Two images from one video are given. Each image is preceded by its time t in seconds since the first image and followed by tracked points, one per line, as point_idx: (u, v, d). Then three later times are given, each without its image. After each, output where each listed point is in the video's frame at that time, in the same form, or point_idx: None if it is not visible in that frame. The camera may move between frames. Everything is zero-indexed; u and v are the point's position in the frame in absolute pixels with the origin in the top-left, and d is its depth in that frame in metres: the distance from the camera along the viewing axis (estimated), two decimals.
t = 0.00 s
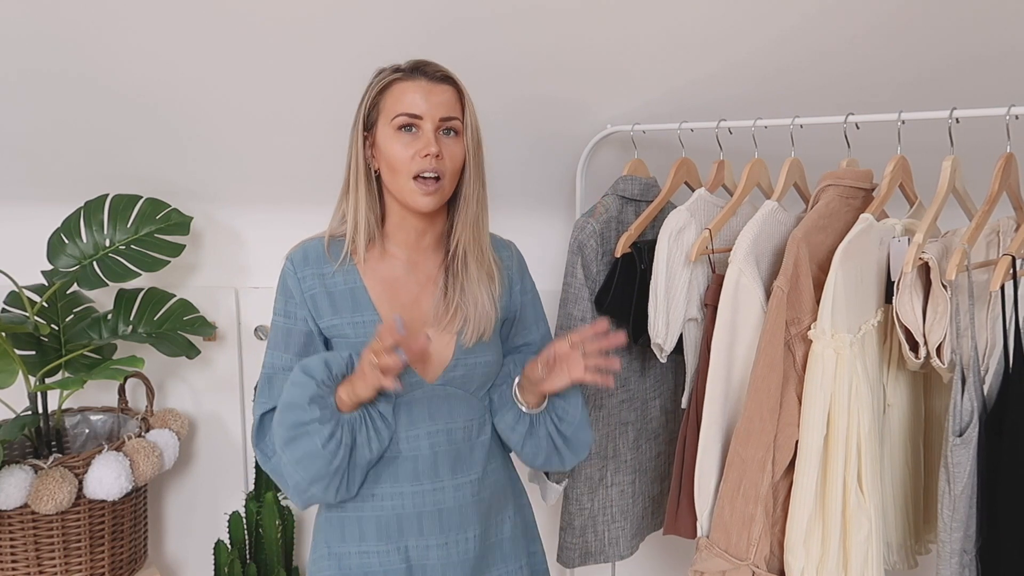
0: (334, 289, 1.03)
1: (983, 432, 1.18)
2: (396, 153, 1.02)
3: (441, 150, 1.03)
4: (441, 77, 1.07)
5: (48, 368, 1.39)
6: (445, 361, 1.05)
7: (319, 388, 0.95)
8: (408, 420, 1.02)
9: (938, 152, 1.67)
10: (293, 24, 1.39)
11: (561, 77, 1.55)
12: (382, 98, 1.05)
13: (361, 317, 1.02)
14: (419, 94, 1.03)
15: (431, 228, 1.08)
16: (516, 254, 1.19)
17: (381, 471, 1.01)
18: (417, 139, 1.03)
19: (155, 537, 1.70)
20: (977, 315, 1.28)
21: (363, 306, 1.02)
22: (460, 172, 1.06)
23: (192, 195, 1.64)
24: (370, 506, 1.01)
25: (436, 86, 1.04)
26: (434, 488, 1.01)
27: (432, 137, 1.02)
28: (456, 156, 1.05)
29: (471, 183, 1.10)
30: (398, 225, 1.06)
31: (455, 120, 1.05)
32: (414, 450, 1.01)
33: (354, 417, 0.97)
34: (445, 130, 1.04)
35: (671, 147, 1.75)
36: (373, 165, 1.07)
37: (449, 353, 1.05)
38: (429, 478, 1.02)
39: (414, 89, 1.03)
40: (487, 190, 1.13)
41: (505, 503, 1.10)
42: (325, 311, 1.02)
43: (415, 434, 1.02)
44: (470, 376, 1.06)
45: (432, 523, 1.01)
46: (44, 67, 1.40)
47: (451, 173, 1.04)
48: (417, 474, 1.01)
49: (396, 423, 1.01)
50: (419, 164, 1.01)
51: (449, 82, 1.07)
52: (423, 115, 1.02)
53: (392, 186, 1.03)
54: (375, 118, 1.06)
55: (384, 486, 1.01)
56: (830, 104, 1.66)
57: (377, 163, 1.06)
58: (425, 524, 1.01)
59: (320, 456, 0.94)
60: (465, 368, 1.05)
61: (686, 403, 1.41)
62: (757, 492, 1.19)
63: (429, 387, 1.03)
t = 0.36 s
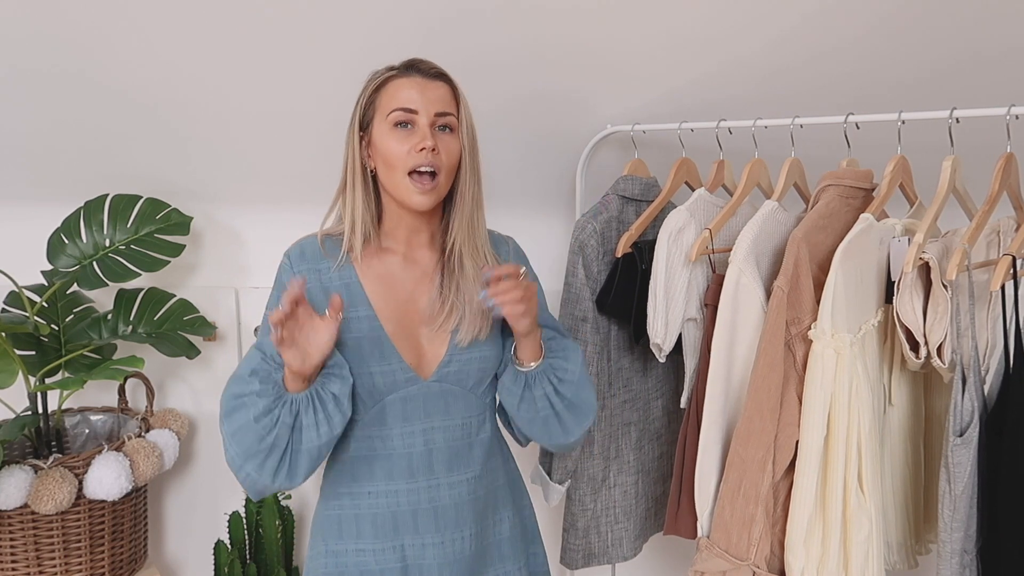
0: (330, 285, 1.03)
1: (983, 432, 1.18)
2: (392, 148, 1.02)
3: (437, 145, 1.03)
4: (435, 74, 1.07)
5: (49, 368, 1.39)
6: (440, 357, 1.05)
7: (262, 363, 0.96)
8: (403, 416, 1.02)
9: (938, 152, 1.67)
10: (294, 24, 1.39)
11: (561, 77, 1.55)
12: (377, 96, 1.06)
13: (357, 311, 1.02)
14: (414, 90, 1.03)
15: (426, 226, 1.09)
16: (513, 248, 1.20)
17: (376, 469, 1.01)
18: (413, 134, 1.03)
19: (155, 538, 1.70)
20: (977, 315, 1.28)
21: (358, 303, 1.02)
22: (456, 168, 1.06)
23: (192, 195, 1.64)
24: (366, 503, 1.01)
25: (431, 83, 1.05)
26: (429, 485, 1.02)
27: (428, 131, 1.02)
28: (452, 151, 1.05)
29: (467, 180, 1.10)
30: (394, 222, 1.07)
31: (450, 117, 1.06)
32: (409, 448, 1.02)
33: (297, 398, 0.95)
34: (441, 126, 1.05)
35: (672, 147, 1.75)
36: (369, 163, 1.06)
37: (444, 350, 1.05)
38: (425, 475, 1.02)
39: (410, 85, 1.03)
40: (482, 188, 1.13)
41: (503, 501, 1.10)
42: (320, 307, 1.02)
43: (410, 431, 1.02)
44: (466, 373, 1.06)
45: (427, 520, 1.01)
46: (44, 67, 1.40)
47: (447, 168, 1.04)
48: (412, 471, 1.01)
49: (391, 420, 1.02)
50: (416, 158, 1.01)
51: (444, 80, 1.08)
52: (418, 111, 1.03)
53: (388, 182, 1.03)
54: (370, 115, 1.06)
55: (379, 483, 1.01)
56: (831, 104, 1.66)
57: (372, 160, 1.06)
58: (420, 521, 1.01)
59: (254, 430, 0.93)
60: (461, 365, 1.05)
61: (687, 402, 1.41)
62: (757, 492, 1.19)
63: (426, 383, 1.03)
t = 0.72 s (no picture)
0: (324, 287, 1.05)
1: (984, 433, 1.18)
2: (383, 149, 1.02)
3: (428, 146, 1.02)
4: (430, 75, 1.07)
5: (48, 368, 1.39)
6: (433, 358, 1.05)
7: (257, 404, 0.98)
8: (395, 418, 1.03)
9: (938, 152, 1.67)
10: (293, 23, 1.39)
11: (562, 77, 1.54)
12: (373, 97, 1.06)
13: (350, 314, 1.03)
14: (407, 91, 1.03)
15: (422, 226, 1.08)
16: (514, 248, 1.18)
17: (369, 469, 1.03)
18: (405, 135, 1.03)
19: (156, 538, 1.70)
20: (978, 316, 1.28)
21: (351, 304, 1.04)
22: (449, 169, 1.05)
23: (192, 195, 1.63)
24: (359, 504, 1.02)
25: (425, 84, 1.05)
26: (421, 487, 1.02)
27: (419, 133, 1.02)
28: (443, 153, 1.04)
29: (462, 181, 1.08)
30: (389, 222, 1.07)
31: (444, 118, 1.05)
32: (402, 449, 1.02)
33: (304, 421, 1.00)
34: (433, 128, 1.04)
35: (672, 147, 1.75)
36: (365, 164, 1.08)
37: (438, 350, 1.05)
38: (417, 478, 1.02)
39: (403, 87, 1.04)
40: (480, 188, 1.12)
41: (500, 506, 1.09)
42: (315, 309, 1.05)
43: (402, 432, 1.03)
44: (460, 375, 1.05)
45: (418, 523, 1.01)
46: (43, 66, 1.40)
47: (439, 170, 1.04)
48: (404, 474, 1.02)
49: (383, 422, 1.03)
50: (405, 159, 1.01)
51: (439, 80, 1.08)
52: (411, 112, 1.03)
53: (380, 182, 1.03)
54: (366, 117, 1.07)
55: (372, 484, 1.02)
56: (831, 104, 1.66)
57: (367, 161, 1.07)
58: (411, 523, 1.01)
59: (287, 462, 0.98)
60: (454, 367, 1.05)
61: (688, 402, 1.41)
62: (759, 492, 1.19)
63: (418, 386, 1.03)
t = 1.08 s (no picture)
0: (330, 283, 1.05)
1: (984, 432, 1.18)
2: (384, 159, 1.03)
3: (426, 153, 1.03)
4: (422, 81, 1.08)
5: (49, 368, 1.39)
6: (433, 359, 1.05)
7: (222, 439, 0.93)
8: (393, 416, 1.03)
9: (938, 152, 1.67)
10: (293, 23, 1.39)
11: (562, 77, 1.55)
12: (370, 109, 1.08)
13: (353, 311, 1.03)
14: (401, 101, 1.04)
15: (424, 230, 1.09)
16: (516, 254, 1.19)
17: (366, 466, 1.03)
18: (403, 144, 1.04)
19: (156, 538, 1.70)
20: (978, 316, 1.28)
21: (355, 302, 1.04)
22: (452, 174, 1.06)
23: (192, 195, 1.63)
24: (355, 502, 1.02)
25: (418, 91, 1.05)
26: (417, 486, 1.02)
27: (416, 141, 1.03)
28: (443, 158, 1.05)
29: (462, 185, 1.08)
30: (396, 228, 1.08)
31: (440, 123, 1.06)
32: (398, 447, 1.03)
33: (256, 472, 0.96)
34: (431, 134, 1.05)
35: (672, 147, 1.75)
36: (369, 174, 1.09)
37: (438, 352, 1.05)
38: (412, 476, 1.02)
39: (397, 97, 1.04)
40: (484, 191, 1.12)
41: (498, 510, 1.08)
42: (319, 303, 1.04)
43: (400, 430, 1.03)
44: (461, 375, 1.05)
45: (413, 522, 1.02)
46: (44, 67, 1.40)
47: (442, 175, 1.05)
48: (400, 472, 1.02)
49: (382, 420, 1.03)
50: (405, 168, 1.02)
51: (432, 84, 1.08)
52: (406, 121, 1.04)
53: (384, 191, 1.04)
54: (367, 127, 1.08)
55: (368, 481, 1.03)
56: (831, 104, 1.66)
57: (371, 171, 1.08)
58: (407, 521, 1.02)
59: (223, 502, 0.95)
60: (455, 367, 1.05)
61: (689, 403, 1.41)
62: (759, 492, 1.19)
63: (418, 383, 1.03)
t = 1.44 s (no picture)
0: (337, 280, 1.05)
1: (984, 432, 1.18)
2: (392, 153, 1.03)
3: (433, 151, 1.03)
4: (437, 79, 1.08)
5: (49, 368, 1.39)
6: (439, 360, 1.05)
7: (202, 478, 0.92)
8: (399, 414, 1.03)
9: (937, 152, 1.67)
10: (294, 24, 1.39)
11: (562, 76, 1.55)
12: (384, 103, 1.08)
13: (361, 309, 1.04)
14: (414, 97, 1.04)
15: (433, 230, 1.09)
16: (524, 258, 1.20)
17: (371, 462, 1.03)
18: (412, 140, 1.03)
19: (155, 537, 1.70)
20: (977, 316, 1.28)
21: (363, 299, 1.04)
22: (456, 173, 1.06)
23: (192, 196, 1.64)
24: (359, 498, 1.02)
25: (432, 89, 1.05)
26: (421, 484, 1.02)
27: (425, 137, 1.03)
28: (449, 158, 1.04)
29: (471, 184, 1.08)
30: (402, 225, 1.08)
31: (451, 122, 1.05)
32: (403, 445, 1.03)
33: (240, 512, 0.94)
34: (441, 132, 1.05)
35: (672, 147, 1.75)
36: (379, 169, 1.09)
37: (444, 352, 1.05)
38: (416, 474, 1.02)
39: (411, 93, 1.05)
40: (494, 193, 1.12)
41: (499, 509, 1.08)
42: (326, 301, 1.04)
43: (405, 428, 1.03)
44: (467, 376, 1.05)
45: (416, 519, 1.02)
46: (44, 67, 1.40)
47: (445, 175, 1.04)
48: (404, 469, 1.02)
49: (387, 418, 1.03)
50: (411, 164, 1.02)
51: (447, 84, 1.08)
52: (417, 118, 1.04)
53: (390, 186, 1.04)
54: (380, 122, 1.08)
55: (372, 478, 1.03)
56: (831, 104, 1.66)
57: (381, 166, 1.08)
58: (410, 520, 1.01)
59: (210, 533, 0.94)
60: (461, 369, 1.05)
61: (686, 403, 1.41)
62: (758, 492, 1.19)
63: (423, 383, 1.03)
